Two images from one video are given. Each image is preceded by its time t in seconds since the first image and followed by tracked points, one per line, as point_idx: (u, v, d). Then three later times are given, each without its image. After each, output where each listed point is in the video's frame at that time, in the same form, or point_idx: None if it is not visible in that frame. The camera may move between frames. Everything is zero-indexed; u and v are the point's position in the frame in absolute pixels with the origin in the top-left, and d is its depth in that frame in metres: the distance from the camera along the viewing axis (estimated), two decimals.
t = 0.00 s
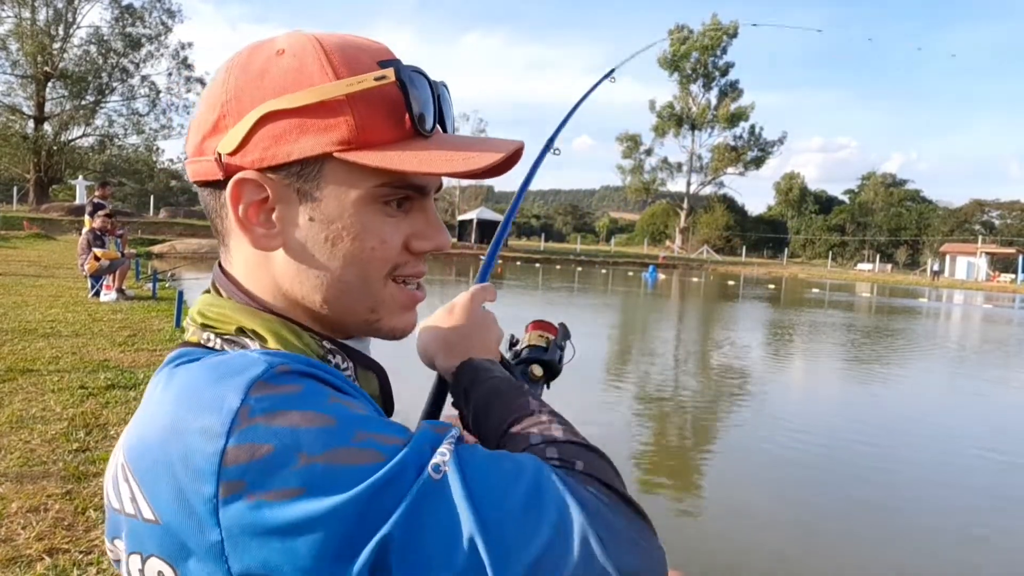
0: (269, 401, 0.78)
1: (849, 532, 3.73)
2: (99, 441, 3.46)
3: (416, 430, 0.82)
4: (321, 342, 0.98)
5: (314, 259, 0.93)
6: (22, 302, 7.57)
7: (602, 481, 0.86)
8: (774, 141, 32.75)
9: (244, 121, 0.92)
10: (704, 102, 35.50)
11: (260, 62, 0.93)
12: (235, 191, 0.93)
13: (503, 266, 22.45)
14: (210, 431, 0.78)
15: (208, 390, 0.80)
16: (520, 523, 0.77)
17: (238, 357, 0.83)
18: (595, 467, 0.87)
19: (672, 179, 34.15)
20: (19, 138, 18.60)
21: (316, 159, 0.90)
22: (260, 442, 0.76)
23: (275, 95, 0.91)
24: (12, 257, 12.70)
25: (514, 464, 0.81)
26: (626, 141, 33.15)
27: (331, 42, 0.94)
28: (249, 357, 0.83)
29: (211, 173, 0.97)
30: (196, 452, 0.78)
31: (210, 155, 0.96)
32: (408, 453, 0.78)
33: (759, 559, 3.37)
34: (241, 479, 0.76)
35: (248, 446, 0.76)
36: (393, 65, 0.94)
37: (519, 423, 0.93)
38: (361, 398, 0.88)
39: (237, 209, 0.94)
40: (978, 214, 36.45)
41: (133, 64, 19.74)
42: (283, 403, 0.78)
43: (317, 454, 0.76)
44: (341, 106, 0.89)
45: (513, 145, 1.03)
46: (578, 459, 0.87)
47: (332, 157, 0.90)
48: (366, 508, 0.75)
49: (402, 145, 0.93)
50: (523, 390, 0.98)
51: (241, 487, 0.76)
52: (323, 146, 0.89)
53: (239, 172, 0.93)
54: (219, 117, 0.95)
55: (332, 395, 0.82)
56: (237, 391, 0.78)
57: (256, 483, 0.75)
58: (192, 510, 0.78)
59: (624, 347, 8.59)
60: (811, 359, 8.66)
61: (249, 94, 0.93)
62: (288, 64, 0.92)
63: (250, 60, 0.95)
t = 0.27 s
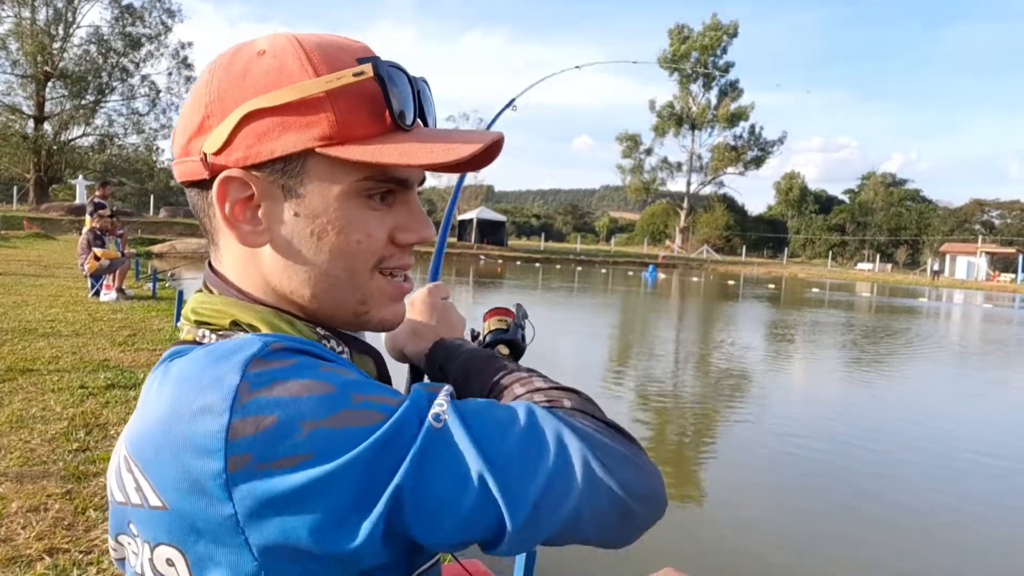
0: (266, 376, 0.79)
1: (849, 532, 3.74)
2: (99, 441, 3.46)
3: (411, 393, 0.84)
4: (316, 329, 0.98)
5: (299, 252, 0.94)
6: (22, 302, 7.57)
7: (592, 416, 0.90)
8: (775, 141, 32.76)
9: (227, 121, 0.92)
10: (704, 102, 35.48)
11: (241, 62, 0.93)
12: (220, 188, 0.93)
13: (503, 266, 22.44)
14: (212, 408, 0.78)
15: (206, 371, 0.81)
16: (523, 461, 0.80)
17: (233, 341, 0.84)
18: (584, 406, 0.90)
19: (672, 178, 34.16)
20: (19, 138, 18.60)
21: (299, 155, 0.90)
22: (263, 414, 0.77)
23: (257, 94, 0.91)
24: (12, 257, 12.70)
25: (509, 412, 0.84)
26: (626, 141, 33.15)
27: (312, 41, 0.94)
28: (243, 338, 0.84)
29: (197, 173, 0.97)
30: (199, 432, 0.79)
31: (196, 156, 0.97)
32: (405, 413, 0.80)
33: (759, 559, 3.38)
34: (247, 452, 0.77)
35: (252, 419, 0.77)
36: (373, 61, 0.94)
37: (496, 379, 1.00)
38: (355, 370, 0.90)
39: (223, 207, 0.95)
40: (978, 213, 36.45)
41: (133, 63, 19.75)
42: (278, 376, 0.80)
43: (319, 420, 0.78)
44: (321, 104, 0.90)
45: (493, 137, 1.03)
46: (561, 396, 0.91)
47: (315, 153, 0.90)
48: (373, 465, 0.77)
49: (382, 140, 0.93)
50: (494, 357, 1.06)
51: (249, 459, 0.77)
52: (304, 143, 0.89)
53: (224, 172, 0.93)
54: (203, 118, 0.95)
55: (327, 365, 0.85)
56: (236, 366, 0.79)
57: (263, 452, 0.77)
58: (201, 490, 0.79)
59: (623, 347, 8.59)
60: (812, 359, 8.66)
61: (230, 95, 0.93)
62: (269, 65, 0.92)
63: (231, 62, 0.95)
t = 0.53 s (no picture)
0: (264, 366, 0.79)
1: (849, 532, 3.74)
2: (99, 441, 3.47)
3: (402, 372, 0.85)
4: (305, 326, 0.98)
5: (279, 252, 0.94)
6: (23, 302, 7.58)
7: (576, 374, 0.94)
8: (774, 141, 32.79)
9: (198, 126, 0.92)
10: (703, 103, 35.53)
11: (210, 66, 0.93)
12: (196, 193, 0.94)
13: (503, 266, 22.46)
14: (211, 405, 0.78)
15: (203, 367, 0.80)
16: (519, 421, 0.82)
17: (226, 337, 0.84)
18: (566, 365, 0.95)
19: (672, 179, 34.19)
20: (19, 138, 18.62)
21: (271, 156, 0.90)
22: (264, 407, 0.77)
23: (228, 97, 0.91)
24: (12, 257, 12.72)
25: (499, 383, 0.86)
26: (626, 141, 33.18)
27: (280, 41, 0.94)
28: (235, 333, 0.83)
29: (172, 178, 0.98)
30: (199, 428, 0.78)
31: (170, 161, 0.97)
32: (402, 392, 0.81)
33: (759, 559, 3.38)
34: (250, 445, 0.77)
35: (254, 413, 0.77)
36: (341, 59, 0.94)
37: (478, 353, 1.08)
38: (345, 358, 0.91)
39: (200, 213, 0.95)
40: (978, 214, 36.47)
41: (133, 64, 19.77)
42: (273, 367, 0.80)
43: (321, 405, 0.79)
44: (292, 104, 0.89)
45: (472, 128, 1.02)
46: (547, 362, 0.96)
47: (288, 154, 0.90)
48: (380, 446, 0.78)
49: (355, 137, 0.93)
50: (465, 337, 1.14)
51: (252, 452, 0.77)
52: (276, 144, 0.89)
53: (199, 175, 0.93)
54: (175, 123, 0.96)
55: (320, 353, 0.86)
56: (232, 359, 0.79)
57: (268, 443, 0.77)
58: (206, 488, 0.77)
59: (623, 347, 8.59)
60: (812, 359, 8.66)
61: (201, 98, 0.93)
62: (237, 66, 0.92)
63: (200, 65, 0.95)
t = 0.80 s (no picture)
0: (259, 365, 0.79)
1: (851, 532, 3.74)
2: (99, 441, 3.46)
3: (397, 366, 0.85)
4: (302, 323, 0.97)
5: (274, 252, 0.93)
6: (22, 302, 7.57)
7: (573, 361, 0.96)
8: (774, 141, 32.79)
9: (192, 124, 0.92)
10: (703, 102, 35.51)
11: (204, 64, 0.93)
12: (190, 192, 0.93)
13: (503, 266, 22.46)
14: (205, 405, 0.77)
15: (196, 368, 0.79)
16: (516, 412, 0.82)
17: (220, 338, 0.83)
18: (560, 352, 0.98)
19: (672, 179, 34.20)
20: (19, 138, 18.62)
21: (265, 155, 0.90)
22: (259, 406, 0.77)
23: (222, 97, 0.91)
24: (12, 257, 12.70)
25: (494, 372, 0.86)
26: (625, 142, 33.18)
27: (274, 38, 0.93)
28: (228, 333, 0.83)
29: (166, 178, 0.98)
30: (194, 428, 0.77)
31: (164, 161, 0.98)
32: (398, 387, 0.81)
33: (760, 559, 3.38)
34: (247, 445, 0.76)
35: (251, 411, 0.77)
36: (336, 58, 0.94)
37: (471, 343, 1.09)
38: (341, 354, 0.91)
39: (193, 212, 0.95)
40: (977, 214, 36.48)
41: (133, 64, 19.77)
42: (265, 366, 0.79)
43: (318, 402, 0.78)
44: (287, 102, 0.89)
45: (469, 125, 1.02)
46: (541, 350, 0.99)
47: (282, 153, 0.90)
48: (376, 442, 0.78)
49: (350, 136, 0.92)
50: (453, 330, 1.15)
51: (249, 452, 0.76)
52: (271, 144, 0.89)
53: (192, 176, 0.93)
54: (168, 120, 0.95)
55: (315, 349, 0.85)
56: (226, 359, 0.78)
57: (265, 443, 0.76)
58: (202, 490, 0.77)
59: (623, 347, 8.59)
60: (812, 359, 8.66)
61: (196, 96, 0.92)
62: (231, 64, 0.91)
63: (194, 62, 0.94)
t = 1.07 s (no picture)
0: (260, 372, 0.78)
1: (851, 531, 3.73)
2: (100, 441, 3.46)
3: (398, 369, 0.84)
4: (290, 325, 0.96)
5: (240, 252, 0.92)
6: (23, 302, 7.57)
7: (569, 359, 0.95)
8: (774, 141, 32.79)
9: (155, 126, 0.94)
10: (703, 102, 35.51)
11: (167, 66, 0.95)
12: (157, 195, 0.96)
13: (503, 266, 22.45)
14: (206, 415, 0.76)
15: (196, 375, 0.78)
16: (516, 412, 0.81)
17: (216, 344, 0.82)
18: (559, 352, 0.97)
19: (672, 179, 34.20)
20: (19, 138, 18.63)
21: (216, 155, 0.90)
22: (261, 414, 0.76)
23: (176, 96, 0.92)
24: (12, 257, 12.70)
25: (493, 372, 0.85)
26: (626, 142, 33.18)
27: (232, 34, 0.93)
28: (226, 337, 0.82)
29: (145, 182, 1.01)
30: (196, 440, 0.76)
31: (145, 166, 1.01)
32: (399, 392, 0.79)
33: (760, 559, 3.37)
34: (248, 455, 0.75)
35: (252, 421, 0.76)
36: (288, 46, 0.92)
37: (466, 341, 1.09)
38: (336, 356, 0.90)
39: (162, 216, 0.97)
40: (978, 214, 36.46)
41: (133, 64, 19.77)
42: (268, 374, 0.78)
43: (320, 410, 0.77)
44: (229, 98, 0.89)
45: (431, 107, 0.98)
46: (540, 350, 0.98)
47: (230, 151, 0.89)
48: (377, 451, 0.77)
49: (297, 129, 0.90)
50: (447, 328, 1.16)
51: (250, 461, 0.75)
52: (217, 141, 0.89)
53: (158, 179, 0.95)
54: (143, 126, 0.99)
55: (316, 355, 0.84)
56: (226, 368, 0.77)
57: (267, 452, 0.75)
58: (205, 502, 0.76)
59: (623, 348, 8.58)
60: (812, 359, 8.66)
61: (159, 98, 0.95)
62: (188, 65, 0.92)
63: (162, 66, 0.96)
